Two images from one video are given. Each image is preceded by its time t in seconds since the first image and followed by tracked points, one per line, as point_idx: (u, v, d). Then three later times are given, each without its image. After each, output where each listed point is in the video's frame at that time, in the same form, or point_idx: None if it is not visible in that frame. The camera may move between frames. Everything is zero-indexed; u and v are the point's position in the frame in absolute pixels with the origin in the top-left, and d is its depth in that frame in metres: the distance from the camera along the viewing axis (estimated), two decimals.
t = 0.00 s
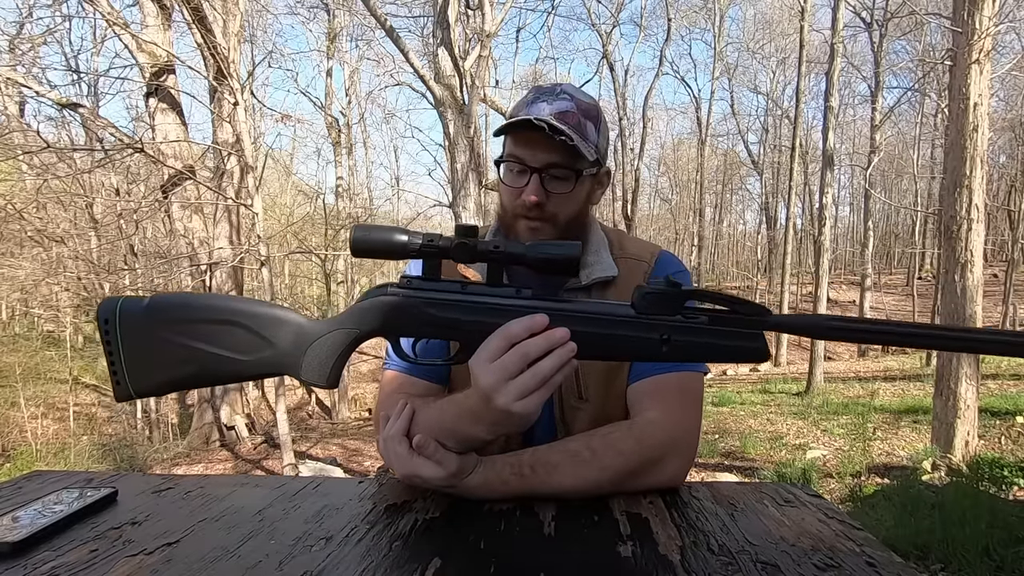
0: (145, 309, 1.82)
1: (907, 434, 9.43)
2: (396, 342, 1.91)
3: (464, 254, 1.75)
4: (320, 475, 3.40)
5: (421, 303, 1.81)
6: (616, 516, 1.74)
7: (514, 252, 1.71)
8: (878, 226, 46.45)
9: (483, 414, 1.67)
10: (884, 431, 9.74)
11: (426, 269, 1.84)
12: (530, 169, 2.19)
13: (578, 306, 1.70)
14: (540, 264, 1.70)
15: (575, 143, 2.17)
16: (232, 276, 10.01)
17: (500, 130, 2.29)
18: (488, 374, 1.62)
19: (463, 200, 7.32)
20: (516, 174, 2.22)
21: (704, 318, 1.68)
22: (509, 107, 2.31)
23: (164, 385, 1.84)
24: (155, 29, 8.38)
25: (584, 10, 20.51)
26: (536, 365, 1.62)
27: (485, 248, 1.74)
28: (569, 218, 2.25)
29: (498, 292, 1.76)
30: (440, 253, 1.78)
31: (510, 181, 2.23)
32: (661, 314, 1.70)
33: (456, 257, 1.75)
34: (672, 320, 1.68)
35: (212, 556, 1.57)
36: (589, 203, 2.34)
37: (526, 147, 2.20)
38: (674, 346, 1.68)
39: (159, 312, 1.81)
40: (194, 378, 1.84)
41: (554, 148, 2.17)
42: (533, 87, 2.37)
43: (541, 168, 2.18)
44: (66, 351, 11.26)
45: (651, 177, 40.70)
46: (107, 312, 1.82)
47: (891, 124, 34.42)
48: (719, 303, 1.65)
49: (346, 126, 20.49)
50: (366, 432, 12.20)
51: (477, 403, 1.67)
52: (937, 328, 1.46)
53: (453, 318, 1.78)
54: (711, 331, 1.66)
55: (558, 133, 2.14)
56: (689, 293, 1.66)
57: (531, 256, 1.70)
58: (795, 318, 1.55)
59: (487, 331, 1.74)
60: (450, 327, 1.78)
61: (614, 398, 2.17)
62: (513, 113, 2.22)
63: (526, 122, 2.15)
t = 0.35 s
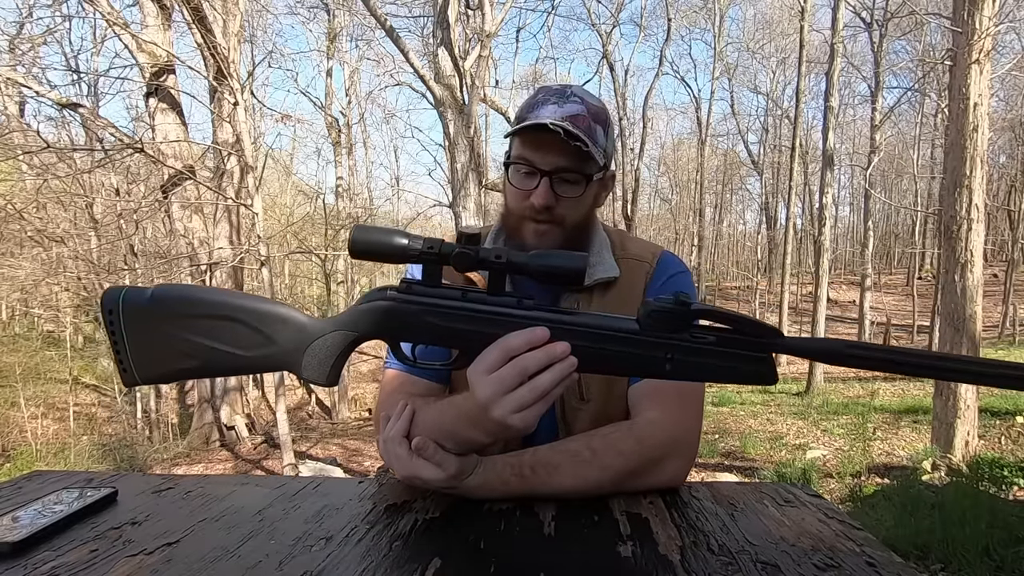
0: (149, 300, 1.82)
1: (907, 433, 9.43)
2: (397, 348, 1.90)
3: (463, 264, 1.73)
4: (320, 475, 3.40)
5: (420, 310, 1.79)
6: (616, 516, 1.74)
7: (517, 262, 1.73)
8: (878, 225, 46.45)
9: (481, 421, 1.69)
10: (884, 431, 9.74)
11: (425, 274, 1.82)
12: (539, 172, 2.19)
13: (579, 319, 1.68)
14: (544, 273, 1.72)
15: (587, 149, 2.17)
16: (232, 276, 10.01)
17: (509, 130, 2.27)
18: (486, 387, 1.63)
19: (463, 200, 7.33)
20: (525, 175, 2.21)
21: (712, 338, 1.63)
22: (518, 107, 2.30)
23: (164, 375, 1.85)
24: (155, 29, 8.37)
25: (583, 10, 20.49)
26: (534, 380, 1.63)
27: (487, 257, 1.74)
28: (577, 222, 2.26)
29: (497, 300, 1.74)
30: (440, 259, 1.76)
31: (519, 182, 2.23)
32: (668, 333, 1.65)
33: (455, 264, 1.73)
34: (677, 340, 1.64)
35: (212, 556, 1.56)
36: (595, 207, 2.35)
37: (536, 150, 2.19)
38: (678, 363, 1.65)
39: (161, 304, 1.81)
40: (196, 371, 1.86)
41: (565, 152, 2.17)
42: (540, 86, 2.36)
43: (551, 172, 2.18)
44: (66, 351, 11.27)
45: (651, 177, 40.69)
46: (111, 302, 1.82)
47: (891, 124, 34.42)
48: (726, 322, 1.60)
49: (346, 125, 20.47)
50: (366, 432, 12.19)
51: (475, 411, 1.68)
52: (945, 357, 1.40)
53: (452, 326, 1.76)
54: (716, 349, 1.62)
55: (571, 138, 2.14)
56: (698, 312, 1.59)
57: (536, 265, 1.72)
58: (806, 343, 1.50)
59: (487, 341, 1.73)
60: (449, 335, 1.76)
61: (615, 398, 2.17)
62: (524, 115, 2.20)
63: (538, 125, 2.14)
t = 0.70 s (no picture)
0: (136, 307, 1.82)
1: (907, 433, 9.43)
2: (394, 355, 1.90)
3: (457, 272, 1.72)
4: (321, 474, 3.40)
5: (417, 319, 1.78)
6: (616, 516, 1.74)
7: (513, 268, 1.71)
8: (878, 225, 46.45)
9: (479, 424, 1.70)
10: (884, 431, 9.75)
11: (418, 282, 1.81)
12: (554, 174, 2.19)
13: (577, 325, 1.67)
14: (541, 280, 1.69)
15: (603, 152, 2.17)
16: (232, 276, 10.02)
17: (524, 129, 2.26)
18: (483, 395, 1.63)
19: (463, 200, 7.34)
20: (539, 176, 2.21)
21: (712, 343, 1.63)
22: (532, 107, 2.28)
23: (157, 381, 1.85)
24: (155, 29, 8.37)
25: (583, 9, 20.48)
26: (530, 388, 1.62)
27: (482, 265, 1.72)
28: (587, 225, 2.27)
29: (493, 305, 1.74)
30: (433, 266, 1.74)
31: (532, 183, 2.23)
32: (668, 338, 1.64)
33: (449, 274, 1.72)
34: (675, 344, 1.63)
35: (212, 556, 1.56)
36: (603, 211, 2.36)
37: (551, 151, 2.18)
38: (676, 366, 1.63)
39: (149, 310, 1.81)
40: (189, 376, 1.86)
41: (581, 156, 2.17)
42: (555, 86, 2.36)
43: (567, 175, 2.18)
44: (66, 351, 11.27)
45: (652, 177, 40.68)
46: (98, 310, 1.82)
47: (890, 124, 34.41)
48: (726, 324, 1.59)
49: (346, 126, 20.46)
50: (366, 432, 12.19)
51: (473, 415, 1.68)
52: (937, 356, 1.39)
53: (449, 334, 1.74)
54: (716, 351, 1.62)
55: (588, 141, 2.14)
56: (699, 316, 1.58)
57: (532, 271, 1.69)
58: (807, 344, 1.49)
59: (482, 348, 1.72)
60: (445, 343, 1.76)
61: (616, 399, 2.17)
62: (541, 115, 2.19)
63: (557, 127, 2.14)
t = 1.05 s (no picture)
0: (127, 308, 1.83)
1: (907, 433, 9.43)
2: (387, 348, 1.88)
3: (447, 263, 1.70)
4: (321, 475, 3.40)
5: (410, 312, 1.77)
6: (616, 517, 1.74)
7: (501, 258, 1.70)
8: (878, 225, 46.46)
9: (473, 414, 1.69)
10: (884, 431, 9.74)
11: (407, 274, 1.79)
12: (555, 178, 2.18)
13: (566, 311, 1.68)
14: (528, 268, 1.68)
15: (604, 156, 2.15)
16: (232, 276, 10.02)
17: (524, 132, 2.25)
18: (474, 381, 1.64)
19: (463, 200, 7.34)
20: (539, 180, 2.20)
21: (695, 322, 1.67)
22: (533, 110, 2.27)
23: (152, 382, 1.85)
24: (155, 29, 8.37)
25: (583, 9, 20.47)
26: (521, 373, 1.62)
27: (470, 256, 1.71)
28: (589, 229, 2.25)
29: (483, 295, 1.73)
30: (423, 259, 1.74)
31: (532, 187, 2.22)
32: (654, 320, 1.68)
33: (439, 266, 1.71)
34: (660, 325, 1.67)
35: (212, 556, 1.56)
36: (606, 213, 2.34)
37: (552, 156, 2.17)
38: (662, 346, 1.67)
39: (139, 311, 1.81)
40: (185, 376, 1.86)
41: (581, 159, 2.15)
42: (557, 88, 2.34)
43: (567, 179, 2.17)
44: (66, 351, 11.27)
45: (651, 178, 40.66)
46: (90, 314, 1.83)
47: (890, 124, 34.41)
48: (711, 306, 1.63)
49: (346, 126, 20.44)
50: (366, 432, 12.19)
51: (467, 403, 1.68)
52: (943, 329, 1.43)
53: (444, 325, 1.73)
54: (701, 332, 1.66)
55: (589, 145, 2.12)
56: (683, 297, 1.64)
57: (519, 260, 1.68)
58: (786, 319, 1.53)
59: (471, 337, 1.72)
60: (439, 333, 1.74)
61: (617, 400, 2.18)
62: (542, 118, 2.17)
63: (557, 131, 2.12)
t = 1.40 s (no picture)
0: (148, 275, 1.83)
1: (907, 433, 9.43)
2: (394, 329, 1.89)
3: (458, 247, 1.72)
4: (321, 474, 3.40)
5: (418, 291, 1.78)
6: (616, 516, 1.74)
7: (507, 245, 1.70)
8: (878, 226, 46.45)
9: (475, 398, 1.68)
10: (884, 431, 9.74)
11: (419, 256, 1.80)
12: (524, 153, 2.21)
13: (566, 300, 1.68)
14: (535, 256, 1.69)
15: (568, 126, 2.18)
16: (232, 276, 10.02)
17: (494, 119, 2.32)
18: (476, 362, 1.62)
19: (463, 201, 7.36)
20: (512, 158, 2.23)
21: (688, 318, 1.66)
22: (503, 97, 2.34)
23: (165, 349, 1.84)
24: (155, 28, 8.38)
25: (583, 10, 20.46)
26: (521, 357, 1.62)
27: (480, 240, 1.71)
28: (564, 204, 2.25)
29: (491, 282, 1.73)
30: (435, 242, 1.75)
31: (505, 166, 2.25)
32: (646, 314, 1.67)
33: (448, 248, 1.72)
34: (656, 319, 1.66)
35: (212, 557, 1.56)
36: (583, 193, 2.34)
37: (520, 133, 2.22)
38: (656, 341, 1.67)
39: (158, 278, 1.81)
40: (196, 346, 1.86)
41: (547, 133, 2.19)
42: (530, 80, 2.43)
43: (536, 152, 2.20)
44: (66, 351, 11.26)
45: (651, 178, 40.64)
46: (111, 278, 1.84)
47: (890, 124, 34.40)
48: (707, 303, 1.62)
49: (346, 126, 20.43)
50: (366, 432, 12.19)
51: (468, 387, 1.67)
52: (934, 340, 1.43)
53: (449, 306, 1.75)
54: (695, 329, 1.65)
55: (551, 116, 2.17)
56: (679, 293, 1.62)
57: (524, 248, 1.69)
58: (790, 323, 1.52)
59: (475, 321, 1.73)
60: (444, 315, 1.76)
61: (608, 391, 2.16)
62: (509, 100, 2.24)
63: (519, 107, 2.18)
